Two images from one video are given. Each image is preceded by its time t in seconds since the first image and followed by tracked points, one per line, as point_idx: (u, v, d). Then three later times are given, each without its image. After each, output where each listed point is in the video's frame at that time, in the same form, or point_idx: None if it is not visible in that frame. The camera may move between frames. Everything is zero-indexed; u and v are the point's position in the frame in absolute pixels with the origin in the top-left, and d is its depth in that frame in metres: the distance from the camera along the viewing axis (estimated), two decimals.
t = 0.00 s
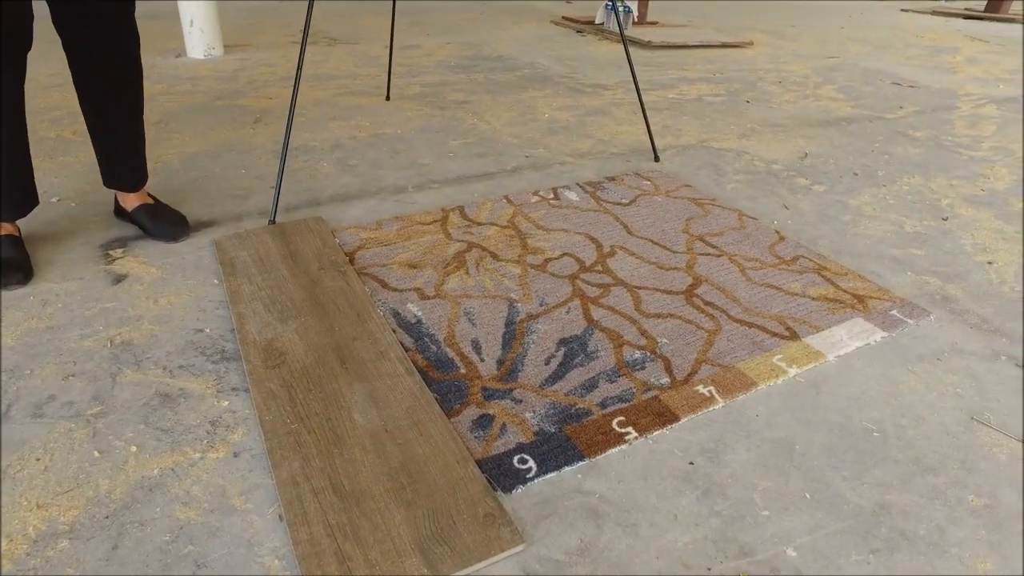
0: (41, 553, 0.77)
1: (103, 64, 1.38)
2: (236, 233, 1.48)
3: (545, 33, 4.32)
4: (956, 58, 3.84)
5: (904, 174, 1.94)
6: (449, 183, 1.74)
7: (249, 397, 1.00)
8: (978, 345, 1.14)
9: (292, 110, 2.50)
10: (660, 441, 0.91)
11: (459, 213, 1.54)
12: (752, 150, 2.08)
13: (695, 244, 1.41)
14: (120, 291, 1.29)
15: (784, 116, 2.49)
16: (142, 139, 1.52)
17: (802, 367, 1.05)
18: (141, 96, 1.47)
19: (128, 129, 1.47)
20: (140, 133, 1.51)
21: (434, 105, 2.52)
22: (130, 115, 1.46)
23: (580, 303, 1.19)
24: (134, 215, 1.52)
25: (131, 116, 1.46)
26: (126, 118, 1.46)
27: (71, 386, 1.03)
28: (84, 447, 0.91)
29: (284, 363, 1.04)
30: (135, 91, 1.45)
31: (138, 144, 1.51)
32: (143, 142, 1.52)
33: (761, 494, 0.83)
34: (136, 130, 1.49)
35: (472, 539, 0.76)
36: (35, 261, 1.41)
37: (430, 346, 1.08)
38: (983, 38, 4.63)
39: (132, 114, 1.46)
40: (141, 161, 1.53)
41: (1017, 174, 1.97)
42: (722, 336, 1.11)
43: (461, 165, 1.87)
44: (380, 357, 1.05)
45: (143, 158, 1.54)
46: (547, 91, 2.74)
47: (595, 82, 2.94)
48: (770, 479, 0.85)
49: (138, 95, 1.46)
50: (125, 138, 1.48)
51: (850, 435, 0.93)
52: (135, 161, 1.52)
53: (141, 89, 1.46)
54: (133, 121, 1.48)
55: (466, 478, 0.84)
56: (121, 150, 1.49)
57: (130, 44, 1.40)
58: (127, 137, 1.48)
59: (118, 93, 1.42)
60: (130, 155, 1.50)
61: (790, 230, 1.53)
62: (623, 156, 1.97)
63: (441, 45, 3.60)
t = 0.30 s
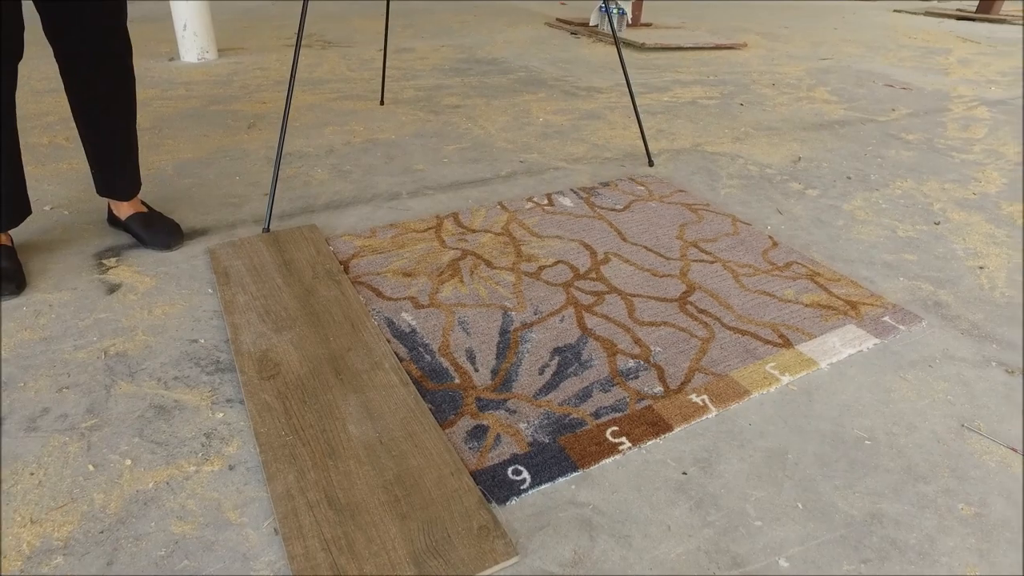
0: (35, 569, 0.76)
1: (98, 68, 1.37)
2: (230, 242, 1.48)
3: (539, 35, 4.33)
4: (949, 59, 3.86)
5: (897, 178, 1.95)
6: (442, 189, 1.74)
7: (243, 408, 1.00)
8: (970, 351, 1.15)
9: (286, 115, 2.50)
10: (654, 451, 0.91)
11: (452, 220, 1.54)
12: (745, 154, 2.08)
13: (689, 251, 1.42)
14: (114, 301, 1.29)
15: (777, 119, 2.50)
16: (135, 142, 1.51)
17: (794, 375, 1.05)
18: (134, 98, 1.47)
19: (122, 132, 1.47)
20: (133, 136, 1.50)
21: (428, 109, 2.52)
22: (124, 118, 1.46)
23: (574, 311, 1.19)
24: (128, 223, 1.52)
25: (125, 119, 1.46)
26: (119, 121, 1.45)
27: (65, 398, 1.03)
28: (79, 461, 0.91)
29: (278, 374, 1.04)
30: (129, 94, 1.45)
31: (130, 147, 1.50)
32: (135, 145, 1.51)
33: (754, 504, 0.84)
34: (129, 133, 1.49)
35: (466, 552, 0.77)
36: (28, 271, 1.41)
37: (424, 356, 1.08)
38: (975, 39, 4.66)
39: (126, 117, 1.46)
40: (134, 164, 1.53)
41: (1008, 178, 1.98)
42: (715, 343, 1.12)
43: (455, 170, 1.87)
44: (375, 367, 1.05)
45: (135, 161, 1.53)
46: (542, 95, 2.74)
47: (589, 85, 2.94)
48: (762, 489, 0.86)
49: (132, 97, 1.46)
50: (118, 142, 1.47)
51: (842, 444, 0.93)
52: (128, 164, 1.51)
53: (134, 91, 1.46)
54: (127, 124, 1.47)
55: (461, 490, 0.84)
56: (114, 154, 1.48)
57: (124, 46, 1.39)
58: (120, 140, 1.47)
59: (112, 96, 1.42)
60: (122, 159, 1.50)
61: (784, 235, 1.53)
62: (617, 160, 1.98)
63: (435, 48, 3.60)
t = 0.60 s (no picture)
0: None
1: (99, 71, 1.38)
2: (231, 260, 1.50)
3: (536, 44, 4.36)
4: (940, 68, 3.91)
5: (887, 191, 1.99)
6: (440, 206, 1.76)
7: (248, 430, 1.03)
8: (956, 368, 1.17)
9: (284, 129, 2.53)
10: (648, 471, 0.94)
11: (450, 237, 1.56)
12: (739, 168, 2.11)
13: (683, 267, 1.44)
14: (118, 322, 1.31)
15: (771, 131, 2.53)
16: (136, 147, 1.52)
17: (785, 394, 1.08)
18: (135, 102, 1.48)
19: (123, 137, 1.47)
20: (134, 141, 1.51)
21: (425, 122, 2.55)
22: (126, 122, 1.46)
23: (570, 331, 1.22)
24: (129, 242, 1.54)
25: (126, 123, 1.47)
26: (121, 125, 1.46)
27: (73, 421, 1.05)
28: (87, 485, 0.93)
29: (282, 396, 1.07)
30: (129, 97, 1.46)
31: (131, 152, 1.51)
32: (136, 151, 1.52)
33: (745, 524, 0.87)
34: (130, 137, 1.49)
35: (467, 574, 0.79)
36: (32, 290, 1.43)
37: (424, 377, 1.11)
38: (966, 47, 4.72)
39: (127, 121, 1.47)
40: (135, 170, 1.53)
41: (996, 191, 2.02)
42: (708, 363, 1.14)
43: (452, 185, 1.89)
44: (376, 389, 1.07)
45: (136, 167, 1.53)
46: (538, 106, 2.77)
47: (584, 96, 2.98)
48: (753, 509, 0.89)
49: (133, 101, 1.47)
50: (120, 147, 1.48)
51: (831, 463, 0.96)
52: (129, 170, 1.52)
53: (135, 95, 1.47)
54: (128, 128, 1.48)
55: (461, 511, 0.86)
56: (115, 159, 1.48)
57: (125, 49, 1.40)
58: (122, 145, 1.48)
59: (112, 100, 1.43)
60: (123, 164, 1.50)
61: (776, 251, 1.56)
62: (612, 174, 2.00)
63: (432, 59, 3.62)
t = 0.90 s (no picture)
0: None
1: (106, 77, 1.38)
2: (236, 287, 1.54)
3: (534, 61, 4.42)
4: (932, 84, 3.98)
5: (879, 213, 2.03)
6: (440, 230, 1.80)
7: (256, 459, 1.06)
8: (942, 393, 1.21)
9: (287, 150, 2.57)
10: (642, 499, 0.97)
11: (451, 262, 1.60)
12: (733, 189, 2.15)
13: (677, 292, 1.48)
14: (127, 349, 1.35)
15: (766, 151, 2.58)
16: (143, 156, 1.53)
17: (775, 420, 1.12)
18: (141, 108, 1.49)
19: (129, 145, 1.48)
20: (140, 148, 1.52)
21: (425, 142, 2.59)
22: (133, 128, 1.47)
23: (567, 358, 1.26)
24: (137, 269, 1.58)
25: (134, 131, 1.48)
26: (128, 132, 1.47)
27: (86, 450, 1.08)
28: (101, 514, 0.96)
29: (288, 424, 1.10)
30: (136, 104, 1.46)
31: (138, 159, 1.52)
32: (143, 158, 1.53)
33: (735, 550, 0.90)
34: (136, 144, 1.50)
35: None
36: (42, 317, 1.46)
37: (426, 405, 1.15)
38: (959, 62, 4.79)
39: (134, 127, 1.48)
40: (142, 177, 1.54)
41: (985, 212, 2.06)
42: (701, 390, 1.18)
43: (452, 208, 1.93)
44: (379, 417, 1.11)
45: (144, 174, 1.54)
46: (536, 126, 2.82)
47: (582, 115, 3.03)
48: (743, 536, 0.92)
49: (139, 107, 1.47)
50: (126, 154, 1.49)
51: (818, 489, 1.00)
52: (136, 179, 1.53)
53: (142, 102, 1.48)
54: (134, 135, 1.49)
55: (462, 539, 0.90)
56: (122, 167, 1.49)
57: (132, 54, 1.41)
58: (129, 151, 1.49)
59: (120, 106, 1.43)
60: (130, 172, 1.51)
61: (768, 275, 1.60)
62: (609, 197, 2.04)
63: (432, 77, 3.68)
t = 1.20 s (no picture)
0: None
1: (113, 82, 1.35)
2: (243, 321, 1.58)
3: (533, 83, 4.50)
4: (924, 106, 4.05)
5: (870, 242, 2.08)
6: (441, 262, 1.85)
7: (265, 496, 1.10)
8: (927, 428, 1.25)
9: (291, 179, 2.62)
10: (636, 536, 1.01)
11: (452, 296, 1.65)
12: (727, 218, 2.20)
13: (672, 326, 1.53)
14: (138, 385, 1.39)
15: (760, 177, 2.64)
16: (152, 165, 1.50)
17: (764, 457, 1.16)
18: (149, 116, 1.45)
19: (137, 154, 1.45)
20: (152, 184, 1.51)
21: (426, 170, 2.64)
22: (142, 153, 1.46)
23: (564, 395, 1.30)
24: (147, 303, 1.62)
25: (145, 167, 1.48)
26: (136, 141, 1.43)
27: (101, 487, 1.13)
28: (118, 552, 1.01)
29: (296, 462, 1.14)
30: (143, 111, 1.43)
31: (146, 170, 1.48)
32: (151, 168, 1.49)
33: None
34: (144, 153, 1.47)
35: None
36: (55, 352, 1.51)
37: (429, 442, 1.19)
38: (950, 82, 4.87)
39: (142, 136, 1.44)
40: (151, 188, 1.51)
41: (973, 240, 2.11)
42: (693, 426, 1.22)
43: (453, 240, 1.98)
44: (384, 454, 1.15)
45: (152, 185, 1.51)
46: (535, 153, 2.88)
47: (580, 140, 3.09)
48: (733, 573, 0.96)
49: (146, 114, 1.44)
50: (133, 164, 1.45)
51: (805, 526, 1.04)
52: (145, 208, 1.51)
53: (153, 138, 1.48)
54: (143, 144, 1.46)
55: None
56: (130, 177, 1.46)
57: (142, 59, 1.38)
58: (137, 161, 1.46)
59: (127, 113, 1.40)
60: (136, 182, 1.48)
61: (760, 307, 1.65)
62: (606, 227, 2.09)
63: (432, 102, 3.74)
